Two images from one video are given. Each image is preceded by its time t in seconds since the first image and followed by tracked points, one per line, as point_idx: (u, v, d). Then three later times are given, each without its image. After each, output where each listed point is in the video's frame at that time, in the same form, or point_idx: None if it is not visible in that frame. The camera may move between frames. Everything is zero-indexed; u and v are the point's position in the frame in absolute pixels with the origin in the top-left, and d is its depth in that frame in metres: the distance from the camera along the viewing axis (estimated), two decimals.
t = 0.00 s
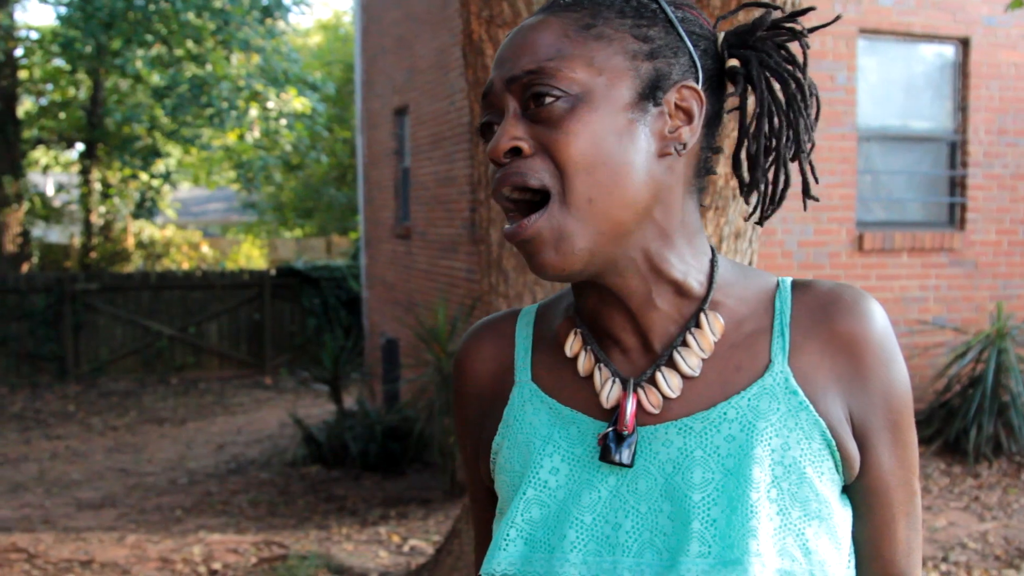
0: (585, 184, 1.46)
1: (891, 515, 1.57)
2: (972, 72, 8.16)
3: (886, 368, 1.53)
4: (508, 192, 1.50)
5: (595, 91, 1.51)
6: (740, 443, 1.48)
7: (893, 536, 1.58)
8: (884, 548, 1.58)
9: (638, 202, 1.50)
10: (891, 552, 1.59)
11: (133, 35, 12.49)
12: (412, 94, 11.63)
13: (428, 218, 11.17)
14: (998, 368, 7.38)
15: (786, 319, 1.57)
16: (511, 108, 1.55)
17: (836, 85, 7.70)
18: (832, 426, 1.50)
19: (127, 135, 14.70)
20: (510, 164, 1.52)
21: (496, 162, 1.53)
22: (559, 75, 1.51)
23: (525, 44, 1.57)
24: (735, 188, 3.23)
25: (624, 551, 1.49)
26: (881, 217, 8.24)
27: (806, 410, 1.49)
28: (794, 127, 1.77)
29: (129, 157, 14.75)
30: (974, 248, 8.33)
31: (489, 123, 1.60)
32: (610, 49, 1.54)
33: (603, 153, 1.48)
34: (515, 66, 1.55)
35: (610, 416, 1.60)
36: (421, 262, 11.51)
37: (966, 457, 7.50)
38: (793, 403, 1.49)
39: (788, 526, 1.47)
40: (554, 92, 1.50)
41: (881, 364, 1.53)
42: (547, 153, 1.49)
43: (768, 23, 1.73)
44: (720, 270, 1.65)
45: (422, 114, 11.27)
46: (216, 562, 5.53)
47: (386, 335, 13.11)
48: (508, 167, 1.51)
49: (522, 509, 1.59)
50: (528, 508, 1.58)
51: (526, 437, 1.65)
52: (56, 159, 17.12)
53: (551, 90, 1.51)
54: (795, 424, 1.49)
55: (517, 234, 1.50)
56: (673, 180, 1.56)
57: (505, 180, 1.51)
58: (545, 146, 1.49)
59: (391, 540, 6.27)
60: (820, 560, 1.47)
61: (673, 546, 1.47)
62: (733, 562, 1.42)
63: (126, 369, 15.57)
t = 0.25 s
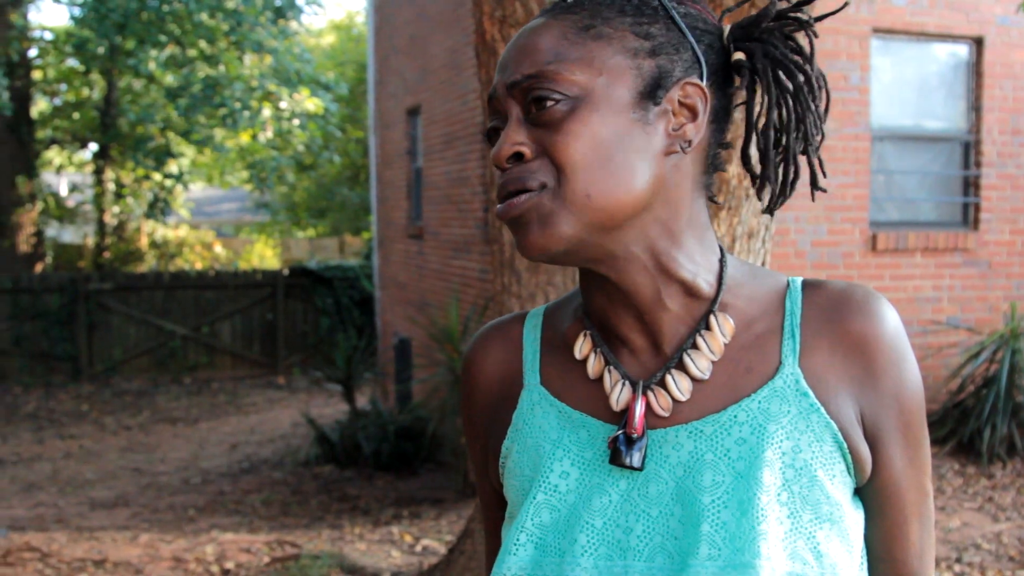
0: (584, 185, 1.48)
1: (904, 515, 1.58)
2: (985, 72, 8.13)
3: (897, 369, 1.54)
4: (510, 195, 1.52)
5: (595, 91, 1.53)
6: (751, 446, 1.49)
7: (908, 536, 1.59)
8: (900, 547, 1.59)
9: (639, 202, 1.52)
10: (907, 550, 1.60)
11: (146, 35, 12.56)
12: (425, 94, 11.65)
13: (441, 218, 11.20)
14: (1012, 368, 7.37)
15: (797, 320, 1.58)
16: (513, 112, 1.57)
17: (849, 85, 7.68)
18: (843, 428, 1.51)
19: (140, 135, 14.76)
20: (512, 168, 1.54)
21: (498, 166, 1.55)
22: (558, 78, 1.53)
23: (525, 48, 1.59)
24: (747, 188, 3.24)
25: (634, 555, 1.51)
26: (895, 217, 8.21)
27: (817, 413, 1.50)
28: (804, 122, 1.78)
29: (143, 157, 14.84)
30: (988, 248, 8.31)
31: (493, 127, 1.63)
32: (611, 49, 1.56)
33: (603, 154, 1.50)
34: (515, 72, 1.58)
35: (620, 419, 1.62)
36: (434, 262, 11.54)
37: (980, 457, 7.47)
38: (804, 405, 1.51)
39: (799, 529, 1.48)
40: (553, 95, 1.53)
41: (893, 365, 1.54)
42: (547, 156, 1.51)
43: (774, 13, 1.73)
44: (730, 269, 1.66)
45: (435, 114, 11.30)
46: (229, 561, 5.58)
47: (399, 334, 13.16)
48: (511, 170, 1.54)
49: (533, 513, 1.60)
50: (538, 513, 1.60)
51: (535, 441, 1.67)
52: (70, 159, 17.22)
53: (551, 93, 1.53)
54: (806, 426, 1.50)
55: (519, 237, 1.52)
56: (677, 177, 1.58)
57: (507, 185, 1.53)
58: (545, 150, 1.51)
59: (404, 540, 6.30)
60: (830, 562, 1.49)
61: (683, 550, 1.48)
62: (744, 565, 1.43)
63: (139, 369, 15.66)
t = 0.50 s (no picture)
0: (602, 182, 1.48)
1: (914, 521, 1.58)
2: (994, 72, 8.11)
3: (908, 374, 1.55)
4: (524, 191, 1.52)
5: (612, 90, 1.53)
6: (757, 449, 1.49)
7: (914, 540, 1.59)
8: (907, 551, 1.60)
9: (654, 201, 1.52)
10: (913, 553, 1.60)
11: (154, 37, 12.59)
12: (432, 95, 11.67)
13: (448, 219, 11.21)
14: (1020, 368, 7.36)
15: (805, 323, 1.58)
16: (527, 110, 1.57)
17: (857, 85, 7.67)
18: (850, 432, 1.52)
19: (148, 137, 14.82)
20: (527, 166, 1.54)
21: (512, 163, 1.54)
22: (575, 76, 1.53)
23: (541, 45, 1.59)
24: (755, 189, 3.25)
25: (637, 558, 1.51)
26: (903, 217, 8.19)
27: (824, 417, 1.50)
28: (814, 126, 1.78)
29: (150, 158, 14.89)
30: (996, 248, 8.28)
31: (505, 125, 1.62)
32: (628, 48, 1.56)
33: (620, 151, 1.50)
34: (531, 68, 1.57)
35: (626, 421, 1.62)
36: (441, 263, 11.55)
37: (988, 458, 7.45)
38: (811, 409, 1.51)
39: (803, 534, 1.48)
40: (570, 93, 1.53)
41: (903, 370, 1.54)
42: (563, 154, 1.51)
43: (786, 18, 1.74)
44: (739, 272, 1.67)
45: (442, 115, 11.32)
46: (236, 562, 5.60)
47: (406, 336, 13.18)
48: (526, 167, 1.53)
49: (538, 515, 1.61)
50: (543, 515, 1.61)
51: (541, 443, 1.67)
52: (78, 160, 17.27)
53: (568, 92, 1.53)
54: (813, 430, 1.50)
55: (533, 234, 1.51)
56: (691, 179, 1.58)
57: (522, 181, 1.53)
58: (561, 147, 1.51)
59: (411, 541, 6.31)
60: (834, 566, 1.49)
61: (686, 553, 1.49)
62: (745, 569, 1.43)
63: (147, 370, 15.71)
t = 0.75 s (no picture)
0: (586, 195, 1.49)
1: (907, 519, 1.59)
2: (990, 73, 8.13)
3: (904, 374, 1.53)
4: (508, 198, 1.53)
5: (600, 98, 1.52)
6: (750, 454, 1.49)
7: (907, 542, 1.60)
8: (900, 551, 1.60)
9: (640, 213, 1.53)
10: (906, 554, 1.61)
11: (151, 36, 12.58)
12: (429, 95, 11.67)
13: (445, 219, 11.21)
14: (1016, 369, 7.40)
15: (797, 323, 1.57)
16: (515, 113, 1.57)
17: (853, 86, 7.68)
18: (843, 436, 1.51)
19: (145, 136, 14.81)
20: (513, 171, 1.54)
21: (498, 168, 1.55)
22: (563, 82, 1.53)
23: (531, 45, 1.58)
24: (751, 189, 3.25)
25: (631, 563, 1.52)
26: (900, 218, 8.20)
27: (818, 420, 1.50)
28: (806, 135, 1.77)
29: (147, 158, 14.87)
30: (992, 249, 8.30)
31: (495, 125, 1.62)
32: (619, 54, 1.55)
33: (604, 162, 1.50)
34: (519, 69, 1.57)
35: (618, 423, 1.62)
36: (438, 263, 11.55)
37: (984, 459, 7.45)
38: (804, 412, 1.51)
39: (797, 538, 1.49)
40: (556, 100, 1.52)
41: (899, 371, 1.53)
42: (548, 162, 1.51)
43: (783, 23, 1.73)
44: (730, 271, 1.67)
45: (439, 115, 11.31)
46: (232, 563, 5.60)
47: (403, 335, 13.18)
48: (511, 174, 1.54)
49: (531, 521, 1.61)
50: (537, 521, 1.61)
51: (534, 446, 1.67)
52: (74, 160, 17.23)
53: (555, 97, 1.52)
54: (807, 434, 1.50)
55: (517, 241, 1.53)
56: (680, 187, 1.58)
57: (508, 188, 1.53)
58: (547, 156, 1.52)
59: (407, 542, 6.30)
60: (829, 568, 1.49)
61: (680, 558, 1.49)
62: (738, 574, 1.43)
63: (143, 370, 15.69)
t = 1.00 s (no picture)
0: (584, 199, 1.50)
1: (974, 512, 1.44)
2: (992, 74, 8.12)
3: (911, 367, 1.49)
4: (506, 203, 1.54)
5: (594, 99, 1.53)
6: (740, 440, 1.48)
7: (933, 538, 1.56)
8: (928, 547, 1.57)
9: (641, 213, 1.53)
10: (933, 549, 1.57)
11: (153, 37, 12.60)
12: (431, 96, 11.67)
13: (447, 220, 11.21)
14: (1018, 371, 7.39)
15: (785, 313, 1.57)
16: (512, 115, 1.58)
17: (856, 87, 7.68)
18: (841, 426, 1.49)
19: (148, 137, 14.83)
20: (511, 176, 1.56)
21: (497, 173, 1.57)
22: (557, 82, 1.53)
23: (525, 47, 1.59)
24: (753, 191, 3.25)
25: (623, 553, 1.51)
26: (902, 219, 8.21)
27: (809, 406, 1.49)
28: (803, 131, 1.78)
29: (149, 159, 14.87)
30: (994, 250, 8.29)
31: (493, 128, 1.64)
32: (612, 52, 1.55)
33: (600, 163, 1.50)
34: (514, 72, 1.58)
35: (610, 414, 1.63)
36: (440, 264, 11.55)
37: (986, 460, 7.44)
38: (794, 399, 1.49)
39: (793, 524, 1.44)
40: (550, 102, 1.53)
41: (905, 363, 1.49)
42: (543, 165, 1.52)
43: (785, 7, 1.73)
44: (726, 264, 1.66)
45: (441, 116, 11.31)
46: (233, 564, 5.60)
47: (405, 336, 13.18)
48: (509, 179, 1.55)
49: (525, 513, 1.61)
50: (531, 512, 1.61)
51: (529, 439, 1.68)
52: (76, 161, 17.26)
53: (549, 98, 1.53)
54: (798, 419, 1.48)
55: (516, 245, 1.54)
56: (678, 183, 1.57)
57: (507, 193, 1.55)
58: (543, 159, 1.53)
59: (409, 543, 6.30)
60: (826, 559, 1.45)
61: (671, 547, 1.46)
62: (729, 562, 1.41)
63: (145, 371, 15.70)
